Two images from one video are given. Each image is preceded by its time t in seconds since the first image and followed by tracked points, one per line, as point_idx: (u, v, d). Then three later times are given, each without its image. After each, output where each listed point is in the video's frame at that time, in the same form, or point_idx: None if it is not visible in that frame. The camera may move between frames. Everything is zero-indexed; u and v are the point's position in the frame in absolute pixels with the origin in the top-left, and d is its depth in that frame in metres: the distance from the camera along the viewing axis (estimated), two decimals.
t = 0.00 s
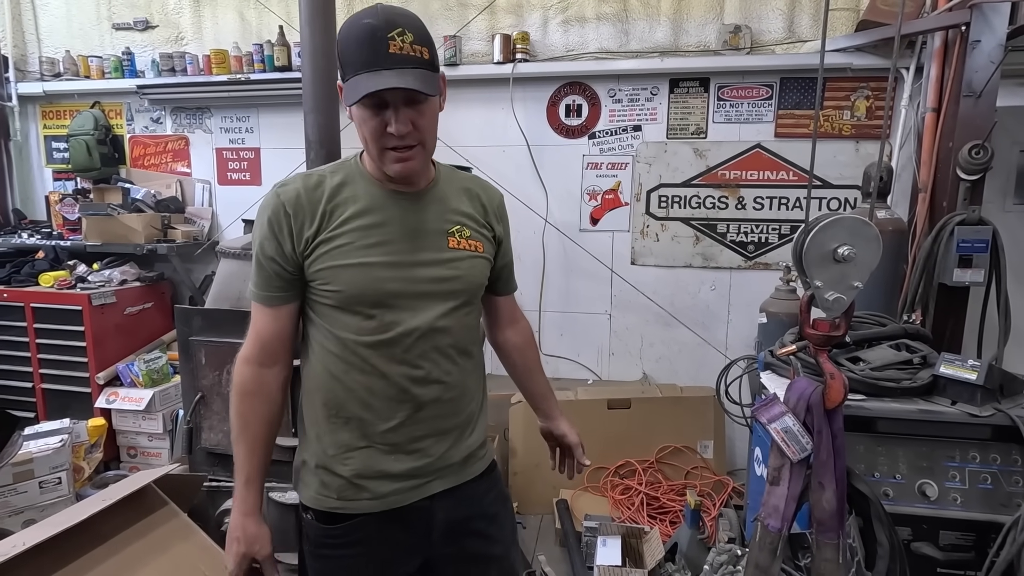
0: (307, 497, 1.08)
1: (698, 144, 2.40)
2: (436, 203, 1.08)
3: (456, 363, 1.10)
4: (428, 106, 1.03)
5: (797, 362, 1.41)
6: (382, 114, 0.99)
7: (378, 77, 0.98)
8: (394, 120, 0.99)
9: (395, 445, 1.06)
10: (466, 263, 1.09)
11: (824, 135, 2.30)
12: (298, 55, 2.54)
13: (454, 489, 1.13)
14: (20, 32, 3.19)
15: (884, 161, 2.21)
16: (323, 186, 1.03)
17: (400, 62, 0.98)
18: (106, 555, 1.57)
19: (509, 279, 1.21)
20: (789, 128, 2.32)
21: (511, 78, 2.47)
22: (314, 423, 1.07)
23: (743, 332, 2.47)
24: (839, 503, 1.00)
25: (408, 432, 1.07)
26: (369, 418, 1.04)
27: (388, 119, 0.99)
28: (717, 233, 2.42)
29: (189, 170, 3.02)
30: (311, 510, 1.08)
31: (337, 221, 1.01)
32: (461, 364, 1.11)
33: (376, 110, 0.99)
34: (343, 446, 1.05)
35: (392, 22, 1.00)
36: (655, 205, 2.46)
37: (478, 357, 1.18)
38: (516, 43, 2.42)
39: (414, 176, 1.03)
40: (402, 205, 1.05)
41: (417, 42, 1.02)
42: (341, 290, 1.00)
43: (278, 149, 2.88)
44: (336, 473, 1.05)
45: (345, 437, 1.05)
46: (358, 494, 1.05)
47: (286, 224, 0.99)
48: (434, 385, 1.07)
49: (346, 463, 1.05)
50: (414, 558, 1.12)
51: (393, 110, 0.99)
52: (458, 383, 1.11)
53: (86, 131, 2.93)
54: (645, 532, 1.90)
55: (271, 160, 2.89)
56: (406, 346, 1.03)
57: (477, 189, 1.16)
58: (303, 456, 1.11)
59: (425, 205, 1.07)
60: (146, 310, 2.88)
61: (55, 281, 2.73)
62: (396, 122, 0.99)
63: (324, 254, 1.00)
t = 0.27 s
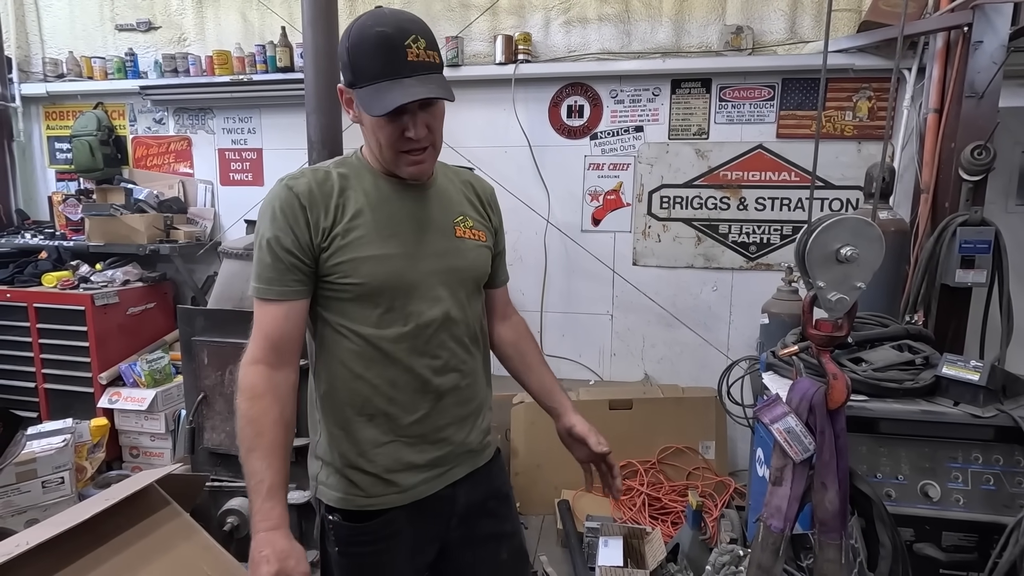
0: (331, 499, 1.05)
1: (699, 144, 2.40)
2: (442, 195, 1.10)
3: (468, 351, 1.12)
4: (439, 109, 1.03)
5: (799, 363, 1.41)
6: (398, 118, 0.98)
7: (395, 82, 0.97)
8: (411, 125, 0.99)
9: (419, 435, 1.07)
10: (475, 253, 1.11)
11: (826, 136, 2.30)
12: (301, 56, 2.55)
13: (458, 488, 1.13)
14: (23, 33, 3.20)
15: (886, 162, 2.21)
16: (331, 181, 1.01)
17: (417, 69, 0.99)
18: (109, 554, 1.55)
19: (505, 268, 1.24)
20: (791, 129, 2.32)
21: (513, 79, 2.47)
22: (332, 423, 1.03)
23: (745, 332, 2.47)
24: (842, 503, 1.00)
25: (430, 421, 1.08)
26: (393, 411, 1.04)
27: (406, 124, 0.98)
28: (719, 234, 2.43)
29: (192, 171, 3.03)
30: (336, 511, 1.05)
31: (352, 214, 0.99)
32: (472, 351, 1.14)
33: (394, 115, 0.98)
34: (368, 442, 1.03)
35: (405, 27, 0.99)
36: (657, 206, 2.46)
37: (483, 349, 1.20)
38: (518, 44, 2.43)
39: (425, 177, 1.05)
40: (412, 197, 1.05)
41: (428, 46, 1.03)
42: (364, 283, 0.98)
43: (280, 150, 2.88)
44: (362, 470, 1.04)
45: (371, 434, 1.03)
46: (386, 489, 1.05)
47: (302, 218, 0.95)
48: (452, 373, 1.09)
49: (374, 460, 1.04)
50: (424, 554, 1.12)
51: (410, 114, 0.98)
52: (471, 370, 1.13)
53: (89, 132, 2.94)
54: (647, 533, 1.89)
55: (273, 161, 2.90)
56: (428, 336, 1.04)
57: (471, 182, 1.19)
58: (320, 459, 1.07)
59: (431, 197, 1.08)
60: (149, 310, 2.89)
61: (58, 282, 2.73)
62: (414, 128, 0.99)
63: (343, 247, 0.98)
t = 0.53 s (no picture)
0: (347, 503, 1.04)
1: (701, 145, 2.40)
2: (442, 195, 1.10)
3: (475, 347, 1.13)
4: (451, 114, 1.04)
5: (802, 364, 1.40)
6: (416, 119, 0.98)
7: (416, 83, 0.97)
8: (426, 126, 0.99)
9: (432, 433, 1.07)
10: (476, 251, 1.12)
11: (828, 136, 2.30)
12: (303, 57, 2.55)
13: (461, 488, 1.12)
14: (27, 34, 3.21)
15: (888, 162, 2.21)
16: (335, 186, 1.00)
17: (437, 72, 1.00)
18: (111, 554, 1.54)
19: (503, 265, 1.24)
20: (792, 130, 2.32)
21: (515, 80, 2.47)
22: (345, 425, 1.03)
23: (746, 333, 2.47)
24: (844, 503, 1.00)
25: (442, 418, 1.08)
26: (407, 409, 1.04)
27: (422, 124, 0.99)
28: (721, 235, 2.42)
29: (194, 172, 3.04)
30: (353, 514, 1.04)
31: (358, 217, 0.99)
32: (477, 347, 1.14)
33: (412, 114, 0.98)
34: (383, 442, 1.03)
35: (429, 30, 1.01)
36: (659, 207, 2.46)
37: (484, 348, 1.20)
38: (520, 45, 2.43)
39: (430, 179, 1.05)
40: (414, 198, 1.06)
41: (447, 51, 1.04)
42: (375, 284, 0.99)
43: (282, 151, 2.89)
44: (379, 471, 1.03)
45: (385, 434, 1.03)
46: (401, 488, 1.04)
47: (309, 223, 0.95)
48: (461, 369, 1.10)
49: (388, 460, 1.03)
50: (432, 556, 1.10)
51: (426, 114, 0.98)
52: (478, 366, 1.14)
53: (92, 132, 2.95)
54: (648, 534, 1.89)
55: (275, 161, 2.90)
56: (438, 333, 1.04)
57: (466, 182, 1.20)
58: (331, 464, 1.05)
59: (432, 198, 1.08)
60: (151, 311, 2.89)
61: (61, 282, 2.73)
62: (429, 129, 0.99)
63: (351, 249, 0.98)
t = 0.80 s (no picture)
0: (351, 502, 1.03)
1: (704, 146, 2.39)
2: (442, 196, 1.10)
3: (476, 347, 1.12)
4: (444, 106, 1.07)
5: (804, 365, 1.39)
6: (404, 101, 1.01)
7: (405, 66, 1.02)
8: (414, 108, 1.02)
9: (434, 432, 1.06)
10: (476, 252, 1.12)
11: (831, 138, 2.30)
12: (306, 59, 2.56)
13: (462, 490, 1.12)
14: (32, 37, 3.22)
15: (891, 164, 2.21)
16: (337, 186, 1.01)
17: (431, 56, 1.02)
18: (114, 555, 1.54)
19: (504, 266, 1.24)
20: (795, 131, 2.32)
21: (517, 81, 2.47)
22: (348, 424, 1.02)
23: (749, 335, 2.46)
24: (846, 506, 0.99)
25: (444, 417, 1.07)
26: (410, 408, 1.03)
27: (409, 106, 1.02)
28: (724, 237, 2.42)
29: (198, 173, 3.05)
30: (357, 514, 1.03)
31: (360, 216, 1.00)
32: (478, 347, 1.14)
33: (399, 98, 1.03)
34: (386, 441, 1.02)
35: (427, 22, 1.05)
36: (661, 209, 2.46)
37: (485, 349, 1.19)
38: (522, 46, 2.43)
39: (419, 165, 1.05)
40: (414, 199, 1.06)
41: (446, 45, 1.07)
42: (377, 283, 0.98)
43: (285, 153, 2.89)
44: (383, 470, 1.02)
45: (388, 433, 1.02)
46: (404, 487, 1.03)
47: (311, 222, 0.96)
48: (463, 368, 1.09)
49: (391, 459, 1.03)
50: (433, 556, 1.11)
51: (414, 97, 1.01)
52: (479, 365, 1.13)
53: (96, 134, 2.96)
54: (651, 536, 1.87)
55: (278, 163, 2.91)
56: (441, 333, 1.04)
57: (466, 184, 1.20)
58: (333, 464, 1.05)
59: (432, 198, 1.09)
60: (155, 312, 2.90)
61: (64, 284, 2.73)
62: (416, 110, 1.02)
63: (354, 247, 0.98)
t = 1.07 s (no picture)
0: (345, 503, 1.03)
1: (707, 148, 2.39)
2: (445, 199, 1.10)
3: (477, 351, 1.12)
4: (449, 107, 1.06)
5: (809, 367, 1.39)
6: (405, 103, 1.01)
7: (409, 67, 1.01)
8: (416, 109, 1.02)
9: (430, 436, 1.06)
10: (478, 256, 1.11)
11: (835, 139, 2.29)
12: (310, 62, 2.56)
13: (465, 492, 1.12)
14: (39, 40, 3.24)
15: (896, 165, 2.20)
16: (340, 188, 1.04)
17: (435, 58, 1.01)
18: (118, 555, 1.55)
19: (509, 269, 1.22)
20: (799, 132, 2.31)
21: (520, 83, 2.47)
22: (346, 425, 1.03)
23: (753, 337, 2.45)
24: (851, 509, 0.99)
25: (440, 421, 1.07)
26: (406, 410, 1.03)
27: (412, 107, 1.02)
28: (727, 238, 2.41)
29: (202, 175, 3.06)
30: (350, 515, 1.03)
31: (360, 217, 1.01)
32: (479, 353, 1.14)
33: (403, 98, 1.02)
34: (381, 442, 1.03)
35: (433, 23, 1.04)
36: (665, 210, 2.45)
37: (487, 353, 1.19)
38: (526, 48, 2.43)
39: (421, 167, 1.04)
40: (414, 201, 1.06)
41: (452, 48, 1.06)
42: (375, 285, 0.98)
43: (289, 154, 2.90)
44: (377, 471, 1.02)
45: (383, 435, 1.03)
46: (399, 490, 1.03)
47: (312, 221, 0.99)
48: (462, 373, 1.09)
49: (386, 461, 1.03)
50: (435, 558, 1.11)
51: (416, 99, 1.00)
52: (480, 371, 1.13)
53: (102, 136, 2.98)
54: (654, 539, 1.90)
55: (282, 165, 2.92)
56: (438, 336, 1.04)
57: (473, 188, 1.20)
58: (331, 463, 1.05)
59: (434, 201, 1.08)
60: (159, 313, 2.91)
61: (70, 285, 2.74)
62: (418, 111, 1.02)
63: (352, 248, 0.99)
